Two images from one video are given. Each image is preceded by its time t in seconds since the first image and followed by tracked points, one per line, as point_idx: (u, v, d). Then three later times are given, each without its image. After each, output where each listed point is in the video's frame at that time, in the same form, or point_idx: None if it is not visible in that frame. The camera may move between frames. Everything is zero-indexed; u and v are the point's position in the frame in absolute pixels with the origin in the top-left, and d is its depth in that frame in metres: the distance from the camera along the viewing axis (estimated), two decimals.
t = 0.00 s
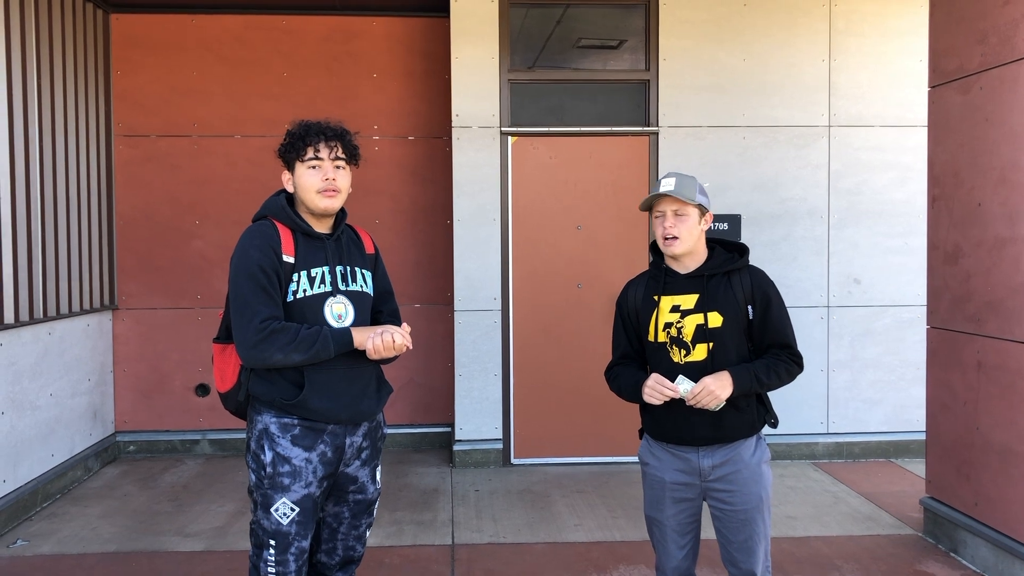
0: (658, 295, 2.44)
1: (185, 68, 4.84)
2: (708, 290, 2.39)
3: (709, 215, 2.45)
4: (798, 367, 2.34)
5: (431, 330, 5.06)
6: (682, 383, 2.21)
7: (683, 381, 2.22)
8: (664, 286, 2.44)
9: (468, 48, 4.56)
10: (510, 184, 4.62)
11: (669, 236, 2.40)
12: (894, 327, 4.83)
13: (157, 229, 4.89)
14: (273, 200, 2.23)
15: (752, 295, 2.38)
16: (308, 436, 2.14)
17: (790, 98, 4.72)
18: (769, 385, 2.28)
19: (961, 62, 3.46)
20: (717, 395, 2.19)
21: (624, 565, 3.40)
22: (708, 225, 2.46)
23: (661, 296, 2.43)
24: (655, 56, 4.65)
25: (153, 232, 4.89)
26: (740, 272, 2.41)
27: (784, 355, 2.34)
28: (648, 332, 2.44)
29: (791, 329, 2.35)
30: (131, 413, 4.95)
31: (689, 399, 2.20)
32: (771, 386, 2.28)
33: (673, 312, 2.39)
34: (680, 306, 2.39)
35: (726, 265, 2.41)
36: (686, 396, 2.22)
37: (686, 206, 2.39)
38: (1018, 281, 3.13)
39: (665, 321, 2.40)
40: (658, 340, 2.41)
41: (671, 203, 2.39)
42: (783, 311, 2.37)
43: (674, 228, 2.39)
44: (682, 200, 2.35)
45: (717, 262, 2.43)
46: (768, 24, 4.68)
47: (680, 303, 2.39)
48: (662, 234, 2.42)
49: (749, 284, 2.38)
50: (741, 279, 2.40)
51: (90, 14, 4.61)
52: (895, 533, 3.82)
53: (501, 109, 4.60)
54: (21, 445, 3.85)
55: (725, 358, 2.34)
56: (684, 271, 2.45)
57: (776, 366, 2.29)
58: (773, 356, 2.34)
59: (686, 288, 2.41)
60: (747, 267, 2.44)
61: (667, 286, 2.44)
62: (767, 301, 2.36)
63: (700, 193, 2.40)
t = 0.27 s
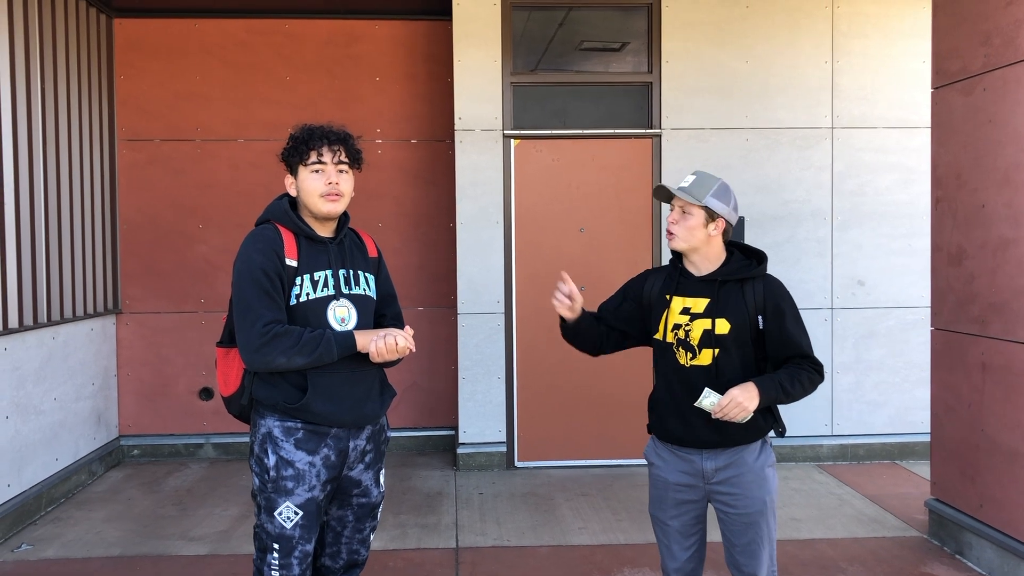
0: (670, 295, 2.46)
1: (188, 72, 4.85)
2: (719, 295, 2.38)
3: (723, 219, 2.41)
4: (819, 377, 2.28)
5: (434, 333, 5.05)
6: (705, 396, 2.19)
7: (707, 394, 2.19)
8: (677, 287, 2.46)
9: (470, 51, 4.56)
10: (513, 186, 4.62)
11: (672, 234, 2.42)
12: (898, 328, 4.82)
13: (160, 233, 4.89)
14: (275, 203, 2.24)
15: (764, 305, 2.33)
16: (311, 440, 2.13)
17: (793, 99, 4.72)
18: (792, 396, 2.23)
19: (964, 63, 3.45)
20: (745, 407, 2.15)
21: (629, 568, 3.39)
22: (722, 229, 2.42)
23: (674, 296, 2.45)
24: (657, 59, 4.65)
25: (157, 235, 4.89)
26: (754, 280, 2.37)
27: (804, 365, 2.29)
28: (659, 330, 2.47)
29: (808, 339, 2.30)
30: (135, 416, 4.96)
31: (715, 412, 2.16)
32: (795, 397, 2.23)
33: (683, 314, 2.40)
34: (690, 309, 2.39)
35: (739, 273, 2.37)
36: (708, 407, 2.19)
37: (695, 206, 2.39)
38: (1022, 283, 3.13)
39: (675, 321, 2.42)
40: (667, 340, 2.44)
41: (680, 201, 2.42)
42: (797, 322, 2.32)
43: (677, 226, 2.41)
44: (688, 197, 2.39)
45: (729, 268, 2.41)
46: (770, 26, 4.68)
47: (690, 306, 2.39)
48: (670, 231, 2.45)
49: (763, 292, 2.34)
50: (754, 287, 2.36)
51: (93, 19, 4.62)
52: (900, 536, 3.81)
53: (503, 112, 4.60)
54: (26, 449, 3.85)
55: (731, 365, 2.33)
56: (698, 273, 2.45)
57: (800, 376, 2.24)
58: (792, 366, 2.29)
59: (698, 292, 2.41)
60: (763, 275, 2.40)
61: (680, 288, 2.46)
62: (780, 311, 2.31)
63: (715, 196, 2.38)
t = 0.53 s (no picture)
0: (694, 294, 2.45)
1: (192, 76, 4.86)
2: (740, 303, 2.34)
3: (754, 227, 2.37)
4: (823, 403, 2.24)
5: (437, 335, 5.06)
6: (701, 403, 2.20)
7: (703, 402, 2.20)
8: (701, 287, 2.44)
9: (472, 54, 4.56)
10: (516, 189, 4.63)
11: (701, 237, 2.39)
12: (902, 329, 4.81)
13: (164, 237, 4.90)
14: (276, 207, 2.24)
15: (784, 320, 2.28)
16: (314, 443, 2.14)
17: (795, 101, 4.72)
18: (788, 416, 2.21)
19: (966, 64, 3.45)
20: (736, 420, 2.14)
21: (633, 571, 3.39)
22: (752, 236, 2.38)
23: (697, 296, 2.44)
24: (659, 61, 4.65)
25: (160, 239, 4.90)
26: (778, 293, 2.31)
27: (807, 388, 2.24)
28: (679, 327, 2.48)
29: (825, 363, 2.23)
30: (139, 420, 4.96)
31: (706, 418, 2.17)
32: (790, 417, 2.21)
33: (703, 316, 2.39)
34: (710, 312, 2.37)
35: (762, 284, 2.32)
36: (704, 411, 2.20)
37: (726, 211, 2.36)
38: None
39: (694, 322, 2.41)
40: (685, 339, 2.44)
41: (712, 205, 2.39)
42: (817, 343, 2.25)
43: (706, 231, 2.38)
44: (719, 202, 2.37)
45: (756, 278, 2.35)
46: (772, 28, 4.68)
47: (711, 310, 2.37)
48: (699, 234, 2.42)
49: (785, 307, 2.28)
50: (776, 300, 2.30)
51: (97, 23, 4.64)
52: (905, 537, 3.80)
53: (506, 114, 4.60)
54: (30, 453, 3.86)
55: (743, 374, 2.32)
56: (724, 277, 2.43)
57: (801, 399, 2.21)
58: (795, 387, 2.25)
59: (721, 295, 2.39)
60: (791, 288, 2.34)
61: (704, 288, 2.44)
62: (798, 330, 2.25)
63: (747, 202, 2.34)
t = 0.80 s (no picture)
0: (693, 297, 2.46)
1: (193, 78, 4.86)
2: (735, 303, 2.33)
3: (748, 225, 2.34)
4: (819, 403, 2.18)
5: (439, 337, 5.06)
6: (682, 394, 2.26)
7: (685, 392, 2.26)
8: (700, 289, 2.45)
9: (473, 55, 4.57)
10: (517, 190, 4.63)
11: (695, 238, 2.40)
12: (904, 330, 4.81)
13: (165, 239, 4.90)
14: (273, 209, 2.22)
15: (780, 318, 2.24)
16: (315, 445, 2.14)
17: (796, 101, 4.72)
18: (777, 414, 2.18)
19: (967, 64, 3.45)
20: (712, 417, 2.18)
21: (635, 572, 3.39)
22: (747, 235, 2.36)
23: (695, 299, 2.44)
24: (660, 61, 4.65)
25: (161, 241, 4.90)
26: (774, 291, 2.28)
27: (800, 387, 2.19)
28: (679, 330, 2.49)
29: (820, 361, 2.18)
30: (141, 422, 4.97)
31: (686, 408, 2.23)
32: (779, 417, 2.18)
33: (700, 318, 2.39)
34: (706, 313, 2.38)
35: (757, 283, 2.30)
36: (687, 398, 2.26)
37: (719, 211, 2.35)
38: None
39: (693, 324, 2.42)
40: (685, 342, 2.45)
41: (704, 206, 2.38)
42: (814, 341, 2.20)
43: (700, 232, 2.38)
44: (710, 202, 2.37)
45: (754, 275, 2.32)
46: (772, 28, 4.68)
47: (707, 311, 2.37)
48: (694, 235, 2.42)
49: (779, 305, 2.25)
50: (772, 298, 2.27)
51: (97, 25, 4.64)
52: (907, 538, 3.80)
53: (506, 116, 4.60)
54: (32, 455, 3.86)
55: (741, 375, 2.30)
56: (721, 278, 2.42)
57: (791, 399, 2.17)
58: (788, 387, 2.21)
59: (717, 296, 2.38)
60: (788, 285, 2.30)
61: (703, 290, 2.44)
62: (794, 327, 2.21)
63: (739, 201, 2.33)
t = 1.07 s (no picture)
0: (663, 296, 2.47)
1: (192, 79, 4.86)
2: (703, 295, 2.34)
3: (713, 217, 2.36)
4: (791, 387, 2.16)
5: (439, 338, 5.06)
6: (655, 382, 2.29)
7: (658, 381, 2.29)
8: (670, 289, 2.46)
9: (473, 56, 4.57)
10: (517, 191, 4.63)
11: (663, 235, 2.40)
12: (904, 330, 4.81)
13: (165, 240, 4.90)
14: (266, 212, 2.21)
15: (746, 305, 2.24)
16: (314, 447, 2.14)
17: (796, 101, 4.72)
18: (750, 401, 2.16)
19: (967, 64, 3.45)
20: (683, 404, 2.18)
21: (635, 572, 3.39)
22: (712, 227, 2.37)
23: (665, 297, 2.46)
24: (660, 62, 4.66)
25: (162, 242, 4.90)
26: (739, 280, 2.29)
27: (772, 372, 2.18)
28: (654, 331, 2.49)
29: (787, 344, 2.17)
30: (141, 424, 4.97)
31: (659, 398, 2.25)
32: (752, 403, 2.16)
33: (671, 314, 2.40)
34: (676, 309, 2.39)
35: (725, 272, 2.31)
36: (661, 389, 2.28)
37: (682, 206, 2.36)
38: None
39: (665, 322, 2.43)
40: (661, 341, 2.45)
41: (668, 202, 2.39)
42: (781, 324, 2.19)
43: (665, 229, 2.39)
44: (674, 197, 2.37)
45: (721, 267, 2.33)
46: (772, 29, 4.68)
47: (677, 307, 2.39)
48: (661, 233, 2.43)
49: (745, 293, 2.25)
50: (738, 287, 2.28)
51: (97, 27, 4.64)
52: (908, 538, 3.80)
53: (506, 116, 4.61)
54: (32, 457, 3.86)
55: (714, 366, 2.29)
56: (690, 274, 2.42)
57: (763, 384, 2.16)
58: (761, 373, 2.19)
59: (687, 292, 2.40)
60: (753, 273, 2.31)
61: (672, 289, 2.46)
62: (760, 312, 2.21)
63: (701, 194, 2.35)
